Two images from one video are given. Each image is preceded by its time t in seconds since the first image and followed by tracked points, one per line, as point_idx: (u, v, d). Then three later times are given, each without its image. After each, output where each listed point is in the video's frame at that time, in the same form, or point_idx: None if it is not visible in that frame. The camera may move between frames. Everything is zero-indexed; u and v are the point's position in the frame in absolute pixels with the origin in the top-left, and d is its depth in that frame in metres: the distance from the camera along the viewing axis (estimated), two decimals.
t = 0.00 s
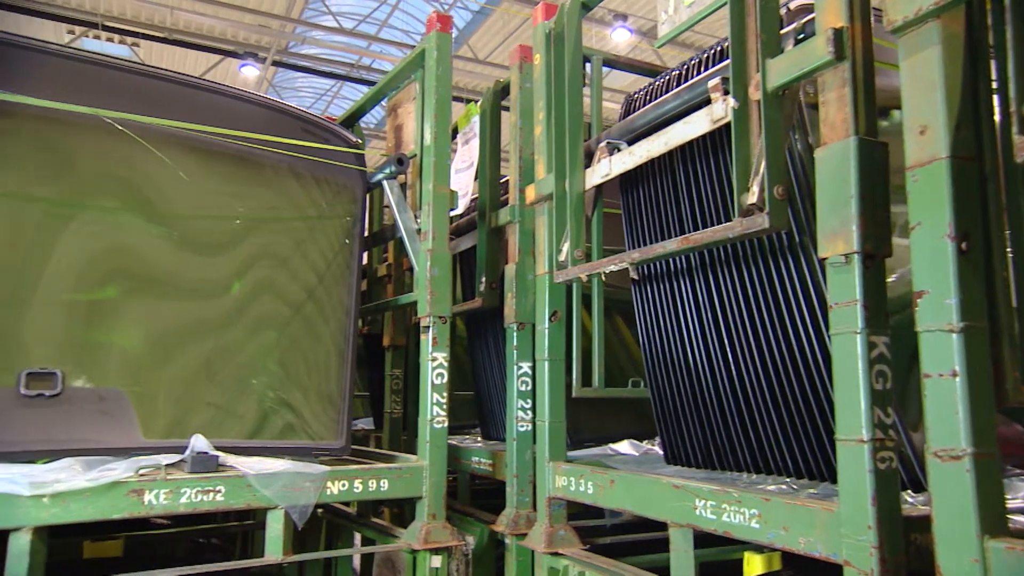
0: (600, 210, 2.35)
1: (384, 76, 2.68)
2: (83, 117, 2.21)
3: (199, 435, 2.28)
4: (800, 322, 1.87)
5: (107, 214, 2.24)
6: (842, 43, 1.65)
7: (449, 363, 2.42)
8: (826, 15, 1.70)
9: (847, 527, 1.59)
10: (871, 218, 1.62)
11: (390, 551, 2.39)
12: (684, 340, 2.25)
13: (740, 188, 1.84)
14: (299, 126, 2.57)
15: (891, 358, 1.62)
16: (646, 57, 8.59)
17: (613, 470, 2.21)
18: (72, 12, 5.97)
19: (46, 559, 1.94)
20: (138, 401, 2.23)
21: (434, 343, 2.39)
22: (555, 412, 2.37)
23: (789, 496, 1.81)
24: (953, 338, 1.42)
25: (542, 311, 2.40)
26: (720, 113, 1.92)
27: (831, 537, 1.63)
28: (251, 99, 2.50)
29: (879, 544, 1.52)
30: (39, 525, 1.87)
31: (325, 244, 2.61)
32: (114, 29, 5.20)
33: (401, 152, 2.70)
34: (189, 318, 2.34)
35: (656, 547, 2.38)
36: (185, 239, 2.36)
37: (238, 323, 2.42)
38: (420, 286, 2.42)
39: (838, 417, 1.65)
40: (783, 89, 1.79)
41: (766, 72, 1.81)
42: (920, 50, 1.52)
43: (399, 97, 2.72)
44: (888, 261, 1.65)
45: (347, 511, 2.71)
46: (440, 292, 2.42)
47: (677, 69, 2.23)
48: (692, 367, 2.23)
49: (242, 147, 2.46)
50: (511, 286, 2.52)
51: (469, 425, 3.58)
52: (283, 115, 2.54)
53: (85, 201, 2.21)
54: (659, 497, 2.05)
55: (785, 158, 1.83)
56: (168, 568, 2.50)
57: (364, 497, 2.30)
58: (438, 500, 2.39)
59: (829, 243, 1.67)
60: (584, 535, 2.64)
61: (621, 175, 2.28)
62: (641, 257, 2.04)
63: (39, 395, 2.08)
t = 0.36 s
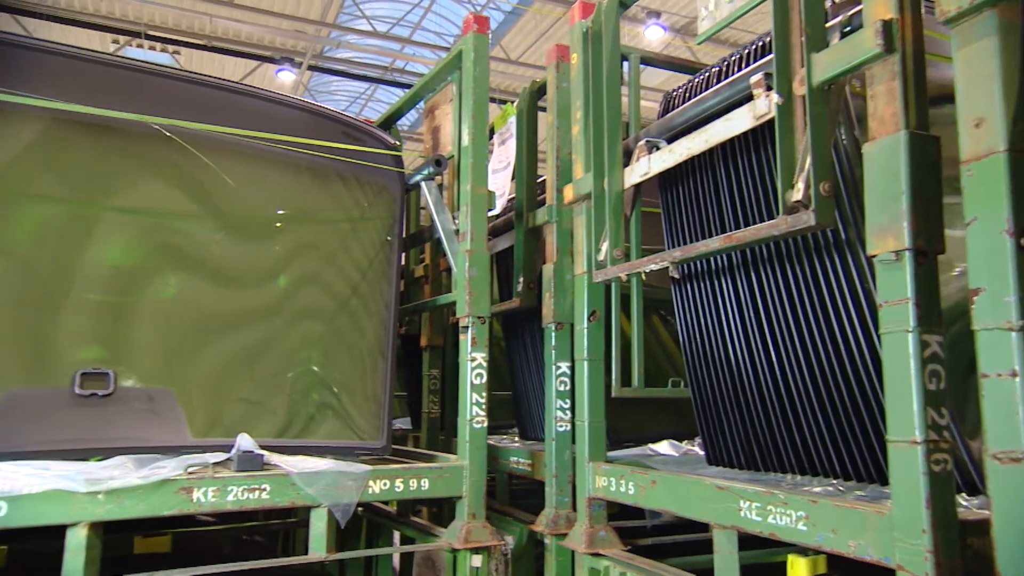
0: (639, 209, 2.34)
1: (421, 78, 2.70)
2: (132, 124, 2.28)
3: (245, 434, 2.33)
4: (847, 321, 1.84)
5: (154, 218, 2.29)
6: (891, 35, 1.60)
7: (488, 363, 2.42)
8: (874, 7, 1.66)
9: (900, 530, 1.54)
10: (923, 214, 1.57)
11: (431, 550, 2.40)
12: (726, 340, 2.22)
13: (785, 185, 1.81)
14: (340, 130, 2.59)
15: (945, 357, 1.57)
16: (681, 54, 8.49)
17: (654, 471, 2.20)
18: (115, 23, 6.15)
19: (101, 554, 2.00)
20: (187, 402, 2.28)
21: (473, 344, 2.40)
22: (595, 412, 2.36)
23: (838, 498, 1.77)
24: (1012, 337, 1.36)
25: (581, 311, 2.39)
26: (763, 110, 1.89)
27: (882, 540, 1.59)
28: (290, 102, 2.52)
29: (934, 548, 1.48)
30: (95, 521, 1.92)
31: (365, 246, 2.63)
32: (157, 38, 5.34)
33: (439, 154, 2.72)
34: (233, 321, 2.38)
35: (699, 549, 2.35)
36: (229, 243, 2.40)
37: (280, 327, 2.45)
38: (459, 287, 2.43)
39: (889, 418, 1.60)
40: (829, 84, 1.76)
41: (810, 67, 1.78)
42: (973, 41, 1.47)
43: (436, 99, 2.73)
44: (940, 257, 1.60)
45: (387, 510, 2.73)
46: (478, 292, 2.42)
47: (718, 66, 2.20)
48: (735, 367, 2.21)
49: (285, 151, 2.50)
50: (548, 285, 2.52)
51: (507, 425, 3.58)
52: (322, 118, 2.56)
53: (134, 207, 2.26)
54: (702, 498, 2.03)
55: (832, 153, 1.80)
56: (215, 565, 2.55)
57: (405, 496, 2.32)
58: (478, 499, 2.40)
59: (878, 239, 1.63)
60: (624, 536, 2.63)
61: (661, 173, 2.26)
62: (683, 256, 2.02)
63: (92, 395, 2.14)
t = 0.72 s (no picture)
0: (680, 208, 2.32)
1: (459, 80, 2.70)
2: (180, 130, 2.32)
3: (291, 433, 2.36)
4: (899, 319, 1.79)
5: (201, 222, 2.34)
6: (946, 25, 1.55)
7: (528, 363, 2.42)
8: None
9: (958, 534, 1.49)
10: (980, 208, 1.52)
11: (472, 550, 2.40)
12: (770, 339, 2.19)
13: (833, 181, 1.77)
14: (380, 132, 2.61)
15: (1005, 356, 1.51)
16: (716, 49, 8.37)
17: (698, 472, 2.17)
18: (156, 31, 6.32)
19: (154, 550, 2.05)
20: (234, 402, 2.32)
21: (513, 344, 2.40)
22: (637, 413, 2.34)
23: (892, 501, 1.72)
24: None
25: (622, 310, 2.38)
26: (810, 105, 1.85)
27: (939, 544, 1.53)
28: (329, 106, 2.54)
29: (996, 554, 1.42)
30: (148, 518, 1.97)
31: (404, 247, 2.65)
32: (198, 45, 5.46)
33: (478, 154, 2.74)
34: (277, 324, 2.41)
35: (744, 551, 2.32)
36: (272, 246, 2.43)
37: (323, 329, 2.48)
38: (499, 287, 2.43)
39: (946, 419, 1.55)
40: (879, 77, 1.70)
41: (859, 60, 1.73)
42: None
43: (475, 99, 2.74)
44: (999, 253, 1.54)
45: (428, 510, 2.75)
46: (518, 293, 2.42)
47: (761, 61, 2.17)
48: (780, 366, 2.17)
49: (327, 155, 2.52)
50: (588, 285, 2.51)
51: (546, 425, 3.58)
52: (361, 120, 2.57)
53: (182, 211, 2.31)
54: (749, 500, 1.99)
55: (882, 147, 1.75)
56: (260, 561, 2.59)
57: (447, 496, 2.33)
58: (519, 499, 2.40)
59: (933, 235, 1.58)
60: (666, 537, 2.60)
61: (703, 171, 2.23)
62: (727, 254, 2.00)
63: (144, 395, 2.20)
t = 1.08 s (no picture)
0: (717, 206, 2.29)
1: (492, 80, 2.70)
2: (219, 134, 2.35)
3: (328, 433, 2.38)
4: (948, 317, 1.75)
5: (240, 224, 2.36)
6: (1000, 14, 1.49)
7: (564, 363, 2.41)
8: None
9: (1012, 539, 1.41)
10: None
11: (509, 550, 2.40)
12: (812, 338, 2.15)
13: (878, 177, 1.72)
14: (415, 134, 2.61)
15: None
16: (750, 43, 8.23)
17: (738, 473, 2.14)
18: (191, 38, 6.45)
19: (197, 547, 2.08)
20: (274, 403, 2.35)
21: (549, 344, 2.39)
22: (674, 413, 2.32)
23: (943, 504, 1.65)
24: None
25: (658, 309, 2.36)
26: (853, 99, 1.81)
27: (994, 549, 1.46)
28: (364, 108, 2.54)
29: None
30: (192, 515, 2.00)
31: (439, 248, 2.65)
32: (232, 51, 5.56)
33: (511, 153, 2.74)
34: (315, 326, 2.43)
35: (786, 555, 2.28)
36: (309, 247, 2.45)
37: (360, 331, 2.50)
38: (534, 287, 2.42)
39: (1000, 419, 1.47)
40: (926, 70, 1.65)
41: (905, 52, 1.68)
42: None
43: (508, 99, 2.74)
44: None
45: (463, 510, 2.75)
46: (553, 293, 2.41)
47: (800, 55, 2.13)
48: (822, 366, 2.14)
49: (362, 156, 2.53)
50: (623, 284, 2.49)
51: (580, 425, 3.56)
52: (395, 121, 2.58)
53: (221, 214, 2.34)
54: (791, 502, 1.95)
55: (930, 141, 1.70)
56: (299, 560, 2.62)
57: (483, 496, 2.33)
58: (555, 500, 2.39)
59: (983, 231, 1.51)
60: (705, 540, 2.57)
61: (741, 168, 2.20)
62: (768, 252, 1.96)
63: (187, 395, 2.24)
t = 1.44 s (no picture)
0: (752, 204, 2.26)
1: (523, 79, 2.69)
2: (255, 137, 2.36)
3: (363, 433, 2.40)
4: (996, 316, 1.70)
5: (275, 226, 2.39)
6: None
7: (597, 363, 2.39)
8: None
9: None
10: None
11: (543, 551, 2.38)
12: (852, 338, 2.11)
13: (923, 172, 1.67)
14: (446, 134, 2.61)
15: None
16: (782, 37, 8.10)
17: (777, 475, 2.10)
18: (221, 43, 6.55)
19: (236, 545, 2.10)
20: (309, 404, 2.37)
21: (582, 344, 2.37)
22: (710, 414, 2.29)
23: (993, 508, 1.59)
24: None
25: (693, 308, 2.33)
26: (895, 93, 1.76)
27: None
28: (396, 109, 2.55)
29: None
30: (231, 514, 2.03)
31: (472, 248, 2.66)
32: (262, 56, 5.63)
33: (542, 153, 2.74)
34: (349, 329, 2.45)
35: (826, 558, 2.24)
36: (341, 249, 2.46)
37: (392, 334, 2.51)
38: (566, 287, 2.41)
39: None
40: (974, 61, 1.60)
41: (950, 44, 1.63)
42: None
43: (539, 99, 2.74)
44: None
45: (495, 510, 2.74)
46: (586, 293, 2.39)
47: (839, 49, 2.09)
48: (862, 367, 2.09)
49: (394, 158, 2.54)
50: (657, 284, 2.47)
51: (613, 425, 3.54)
52: (427, 122, 2.58)
53: (256, 216, 2.37)
54: (832, 505, 1.90)
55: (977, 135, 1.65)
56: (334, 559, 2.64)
57: (517, 497, 2.32)
58: (589, 501, 2.37)
59: None
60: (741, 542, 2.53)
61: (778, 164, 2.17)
62: (806, 250, 1.93)
63: (224, 395, 2.26)
